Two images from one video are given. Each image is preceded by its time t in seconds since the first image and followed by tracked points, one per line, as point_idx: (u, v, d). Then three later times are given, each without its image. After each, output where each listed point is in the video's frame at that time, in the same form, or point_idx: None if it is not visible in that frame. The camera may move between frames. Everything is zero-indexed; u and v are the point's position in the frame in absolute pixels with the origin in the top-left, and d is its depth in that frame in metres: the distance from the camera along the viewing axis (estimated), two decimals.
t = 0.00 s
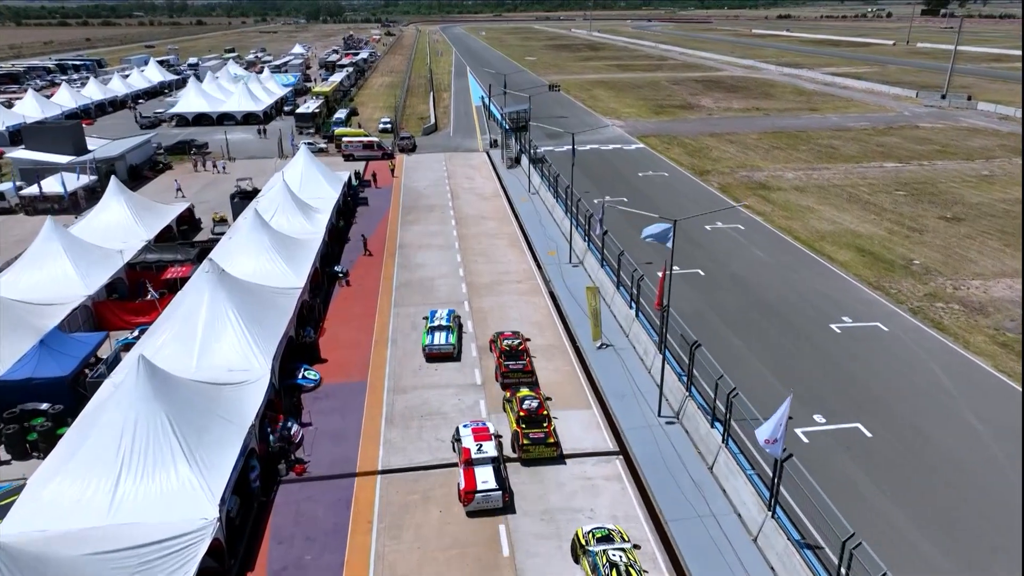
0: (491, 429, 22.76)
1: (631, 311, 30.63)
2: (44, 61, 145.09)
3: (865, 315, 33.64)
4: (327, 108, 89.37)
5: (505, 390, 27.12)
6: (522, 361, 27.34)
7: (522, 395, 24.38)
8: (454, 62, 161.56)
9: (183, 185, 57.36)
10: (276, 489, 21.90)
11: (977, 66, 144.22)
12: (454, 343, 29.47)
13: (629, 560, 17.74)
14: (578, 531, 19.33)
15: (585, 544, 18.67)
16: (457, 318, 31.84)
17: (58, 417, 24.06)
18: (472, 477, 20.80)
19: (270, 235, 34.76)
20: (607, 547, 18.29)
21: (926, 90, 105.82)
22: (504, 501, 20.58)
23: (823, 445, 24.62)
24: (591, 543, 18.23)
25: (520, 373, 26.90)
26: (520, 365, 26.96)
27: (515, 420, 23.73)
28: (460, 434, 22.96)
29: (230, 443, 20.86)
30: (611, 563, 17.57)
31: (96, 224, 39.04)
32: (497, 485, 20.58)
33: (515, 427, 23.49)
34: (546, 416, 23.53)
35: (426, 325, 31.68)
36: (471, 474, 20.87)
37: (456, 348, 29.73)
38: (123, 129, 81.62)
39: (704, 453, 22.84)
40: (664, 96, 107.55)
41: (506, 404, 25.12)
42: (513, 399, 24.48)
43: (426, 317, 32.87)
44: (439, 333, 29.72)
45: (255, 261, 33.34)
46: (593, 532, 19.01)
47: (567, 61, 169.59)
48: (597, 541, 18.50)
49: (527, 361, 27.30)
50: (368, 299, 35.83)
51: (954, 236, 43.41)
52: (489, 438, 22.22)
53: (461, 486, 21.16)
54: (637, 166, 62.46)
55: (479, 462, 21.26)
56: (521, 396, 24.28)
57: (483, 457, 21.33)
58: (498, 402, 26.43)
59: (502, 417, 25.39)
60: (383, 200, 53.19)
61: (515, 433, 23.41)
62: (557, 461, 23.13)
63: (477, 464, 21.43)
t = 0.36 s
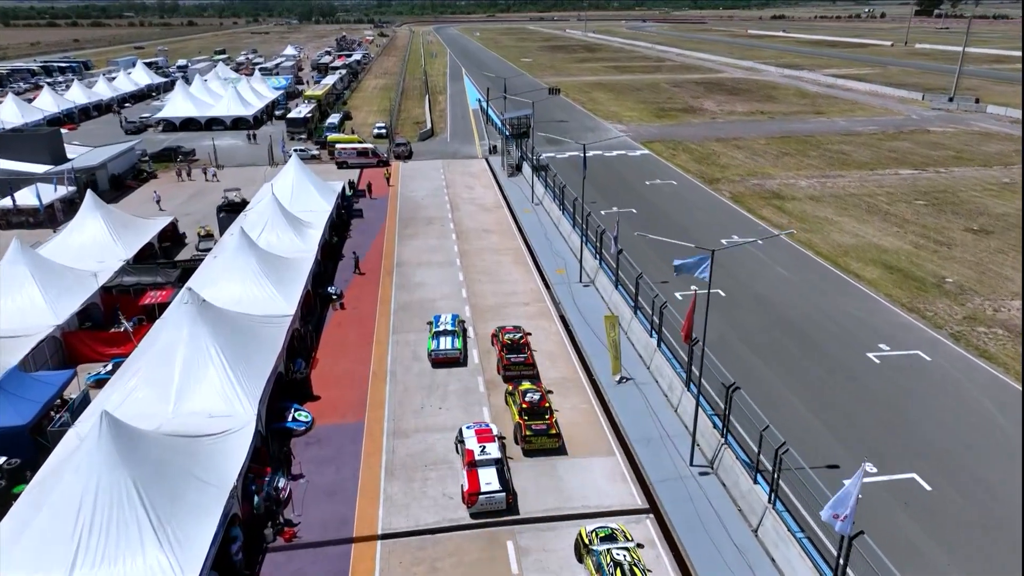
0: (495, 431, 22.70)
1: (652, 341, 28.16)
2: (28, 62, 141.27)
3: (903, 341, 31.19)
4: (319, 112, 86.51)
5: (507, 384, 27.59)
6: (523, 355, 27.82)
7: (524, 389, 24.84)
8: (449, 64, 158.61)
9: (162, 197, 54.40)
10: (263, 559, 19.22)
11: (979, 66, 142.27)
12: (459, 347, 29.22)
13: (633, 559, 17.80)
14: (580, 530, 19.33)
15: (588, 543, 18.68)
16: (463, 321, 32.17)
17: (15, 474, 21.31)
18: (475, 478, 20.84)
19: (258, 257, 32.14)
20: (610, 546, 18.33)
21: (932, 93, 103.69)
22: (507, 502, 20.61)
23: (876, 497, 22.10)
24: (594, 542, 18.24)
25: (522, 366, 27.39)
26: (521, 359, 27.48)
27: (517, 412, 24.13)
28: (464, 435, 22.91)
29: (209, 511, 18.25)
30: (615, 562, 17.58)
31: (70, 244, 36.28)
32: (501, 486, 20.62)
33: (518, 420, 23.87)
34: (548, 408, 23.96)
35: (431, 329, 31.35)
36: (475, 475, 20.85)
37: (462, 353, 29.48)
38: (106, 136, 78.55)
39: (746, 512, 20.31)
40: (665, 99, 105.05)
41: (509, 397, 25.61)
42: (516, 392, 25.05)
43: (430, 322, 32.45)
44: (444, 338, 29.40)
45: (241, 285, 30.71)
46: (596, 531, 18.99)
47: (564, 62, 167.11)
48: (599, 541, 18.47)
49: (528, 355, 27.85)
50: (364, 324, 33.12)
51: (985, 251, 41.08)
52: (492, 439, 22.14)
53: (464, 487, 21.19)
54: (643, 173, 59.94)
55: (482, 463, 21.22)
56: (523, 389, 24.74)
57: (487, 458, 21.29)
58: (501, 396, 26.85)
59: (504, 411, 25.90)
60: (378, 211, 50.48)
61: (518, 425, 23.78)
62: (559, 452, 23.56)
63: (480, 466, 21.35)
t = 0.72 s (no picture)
0: (498, 430, 22.86)
1: (678, 376, 25.72)
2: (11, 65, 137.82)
3: (945, 370, 28.86)
4: (311, 117, 83.84)
5: (508, 374, 28.35)
6: (524, 347, 28.67)
7: (524, 380, 25.49)
8: (443, 65, 156.02)
9: (143, 210, 51.50)
10: None
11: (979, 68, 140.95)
12: (464, 350, 29.13)
13: (638, 559, 17.89)
14: (584, 530, 19.42)
15: (592, 543, 18.76)
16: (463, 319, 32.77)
17: None
18: (479, 477, 20.96)
19: (245, 282, 29.61)
20: (613, 545, 18.44)
21: (937, 95, 101.89)
22: (511, 501, 20.72)
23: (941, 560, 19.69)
24: (599, 541, 18.38)
25: (522, 356, 28.26)
26: (522, 350, 28.30)
27: (519, 402, 24.74)
28: (467, 435, 23.05)
29: None
30: (620, 562, 17.67)
31: (43, 265, 33.66)
32: (504, 485, 20.75)
33: (519, 410, 24.46)
34: (548, 399, 24.60)
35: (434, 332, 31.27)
36: (479, 475, 20.99)
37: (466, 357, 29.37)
38: (89, 142, 75.67)
39: None
40: (666, 102, 102.87)
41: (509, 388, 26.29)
42: (516, 383, 25.74)
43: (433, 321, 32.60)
44: (448, 340, 29.34)
45: (227, 314, 28.23)
46: (600, 531, 19.09)
47: (559, 64, 165.02)
48: (605, 542, 18.58)
49: (529, 346, 28.66)
50: (360, 354, 30.52)
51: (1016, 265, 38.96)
52: (496, 438, 22.30)
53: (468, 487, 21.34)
54: (648, 181, 57.49)
55: (486, 463, 21.37)
56: (524, 380, 25.41)
57: (490, 458, 21.44)
58: (501, 386, 27.64)
59: (505, 400, 26.68)
60: (373, 224, 47.89)
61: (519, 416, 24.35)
62: (559, 440, 24.14)
63: (484, 465, 21.52)
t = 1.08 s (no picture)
0: (500, 426, 23.08)
1: (707, 417, 23.34)
2: None
3: (990, 404, 26.69)
4: (298, 121, 81.06)
5: (504, 364, 29.39)
6: (520, 337, 29.66)
7: (520, 369, 26.51)
8: (433, 67, 153.46)
9: (113, 224, 48.44)
10: None
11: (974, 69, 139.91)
12: (465, 352, 29.11)
13: (639, 556, 17.86)
14: (585, 529, 19.41)
15: (594, 541, 18.77)
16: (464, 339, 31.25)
17: None
18: (481, 472, 21.13)
19: (227, 311, 27.01)
20: (615, 543, 18.46)
21: (937, 97, 100.28)
22: (512, 496, 20.89)
23: None
24: (600, 539, 18.39)
25: (518, 346, 29.27)
26: (518, 339, 29.34)
27: (515, 390, 25.72)
28: (470, 431, 23.26)
29: None
30: (622, 560, 17.67)
31: (8, 289, 31.03)
32: (505, 481, 20.90)
33: (515, 397, 25.45)
34: (543, 387, 25.57)
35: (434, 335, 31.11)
36: (481, 470, 21.19)
37: (467, 357, 29.36)
38: (66, 150, 72.58)
39: None
40: (662, 105, 100.66)
41: (505, 377, 27.25)
42: (511, 372, 26.68)
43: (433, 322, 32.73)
44: (448, 341, 29.26)
45: (207, 349, 25.68)
46: (601, 529, 19.09)
47: (551, 65, 162.55)
48: (605, 539, 18.65)
49: (524, 337, 29.65)
50: (353, 387, 28.00)
51: None
52: (498, 434, 22.53)
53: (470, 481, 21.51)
54: (651, 189, 55.19)
55: (488, 458, 21.58)
56: (520, 369, 26.45)
57: (492, 453, 21.64)
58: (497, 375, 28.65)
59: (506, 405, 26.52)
60: (364, 238, 45.25)
61: (515, 403, 25.35)
62: (553, 427, 25.04)
63: (486, 461, 21.70)
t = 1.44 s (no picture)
0: (509, 419, 23.57)
1: (745, 461, 21.20)
2: None
3: None
4: (291, 126, 78.63)
5: (504, 354, 30.26)
6: (518, 328, 30.57)
7: (519, 357, 27.37)
8: (428, 68, 151.08)
9: (93, 237, 45.93)
10: None
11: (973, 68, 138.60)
12: (468, 350, 29.32)
13: (642, 551, 18.11)
14: (588, 525, 19.67)
15: (596, 536, 19.03)
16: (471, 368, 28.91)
17: None
18: (489, 463, 21.72)
19: (212, 344, 24.66)
20: (617, 538, 18.69)
21: (942, 99, 98.60)
22: (518, 487, 21.45)
23: None
24: (603, 534, 18.63)
25: (517, 337, 30.12)
26: (517, 330, 30.21)
27: (514, 378, 26.60)
28: (478, 423, 23.76)
29: None
30: (625, 554, 17.93)
31: None
32: (512, 472, 21.48)
33: (514, 384, 26.33)
34: (542, 375, 26.42)
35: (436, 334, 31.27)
36: (489, 461, 21.75)
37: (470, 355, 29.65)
38: (48, 156, 69.90)
39: None
40: (663, 107, 98.52)
41: (504, 365, 28.14)
42: (511, 361, 27.51)
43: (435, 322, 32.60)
44: (452, 339, 29.45)
45: (191, 387, 23.41)
46: (604, 524, 19.34)
47: (547, 66, 160.25)
48: (608, 533, 18.90)
49: (523, 328, 30.59)
50: (352, 422, 25.68)
51: None
52: (507, 427, 23.06)
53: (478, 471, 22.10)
54: (658, 199, 53.03)
55: (496, 450, 22.11)
56: (519, 358, 27.33)
57: (500, 445, 22.20)
58: (497, 364, 29.63)
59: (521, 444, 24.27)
60: (360, 251, 42.87)
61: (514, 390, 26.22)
62: (552, 413, 25.91)
63: (494, 452, 22.26)
